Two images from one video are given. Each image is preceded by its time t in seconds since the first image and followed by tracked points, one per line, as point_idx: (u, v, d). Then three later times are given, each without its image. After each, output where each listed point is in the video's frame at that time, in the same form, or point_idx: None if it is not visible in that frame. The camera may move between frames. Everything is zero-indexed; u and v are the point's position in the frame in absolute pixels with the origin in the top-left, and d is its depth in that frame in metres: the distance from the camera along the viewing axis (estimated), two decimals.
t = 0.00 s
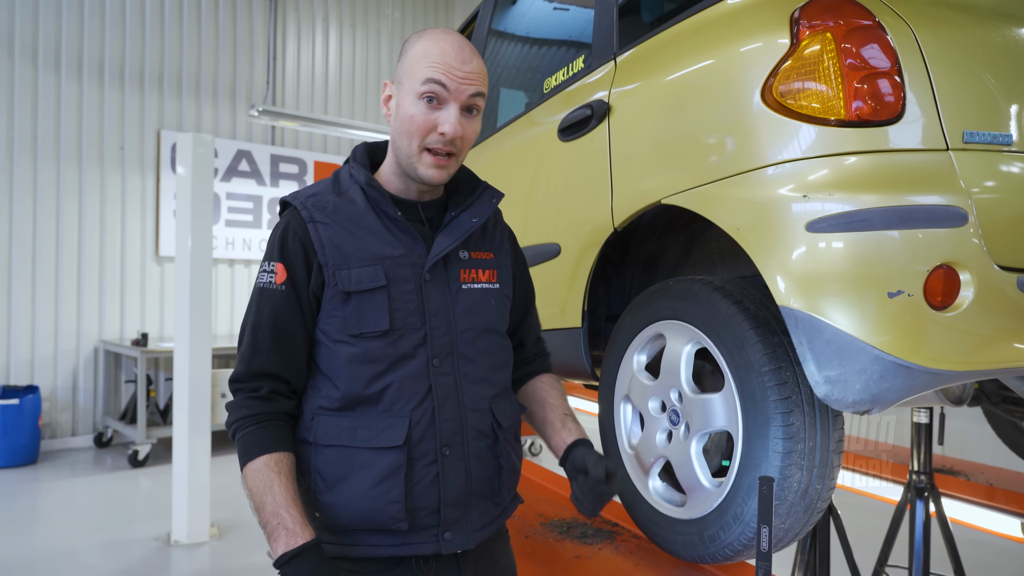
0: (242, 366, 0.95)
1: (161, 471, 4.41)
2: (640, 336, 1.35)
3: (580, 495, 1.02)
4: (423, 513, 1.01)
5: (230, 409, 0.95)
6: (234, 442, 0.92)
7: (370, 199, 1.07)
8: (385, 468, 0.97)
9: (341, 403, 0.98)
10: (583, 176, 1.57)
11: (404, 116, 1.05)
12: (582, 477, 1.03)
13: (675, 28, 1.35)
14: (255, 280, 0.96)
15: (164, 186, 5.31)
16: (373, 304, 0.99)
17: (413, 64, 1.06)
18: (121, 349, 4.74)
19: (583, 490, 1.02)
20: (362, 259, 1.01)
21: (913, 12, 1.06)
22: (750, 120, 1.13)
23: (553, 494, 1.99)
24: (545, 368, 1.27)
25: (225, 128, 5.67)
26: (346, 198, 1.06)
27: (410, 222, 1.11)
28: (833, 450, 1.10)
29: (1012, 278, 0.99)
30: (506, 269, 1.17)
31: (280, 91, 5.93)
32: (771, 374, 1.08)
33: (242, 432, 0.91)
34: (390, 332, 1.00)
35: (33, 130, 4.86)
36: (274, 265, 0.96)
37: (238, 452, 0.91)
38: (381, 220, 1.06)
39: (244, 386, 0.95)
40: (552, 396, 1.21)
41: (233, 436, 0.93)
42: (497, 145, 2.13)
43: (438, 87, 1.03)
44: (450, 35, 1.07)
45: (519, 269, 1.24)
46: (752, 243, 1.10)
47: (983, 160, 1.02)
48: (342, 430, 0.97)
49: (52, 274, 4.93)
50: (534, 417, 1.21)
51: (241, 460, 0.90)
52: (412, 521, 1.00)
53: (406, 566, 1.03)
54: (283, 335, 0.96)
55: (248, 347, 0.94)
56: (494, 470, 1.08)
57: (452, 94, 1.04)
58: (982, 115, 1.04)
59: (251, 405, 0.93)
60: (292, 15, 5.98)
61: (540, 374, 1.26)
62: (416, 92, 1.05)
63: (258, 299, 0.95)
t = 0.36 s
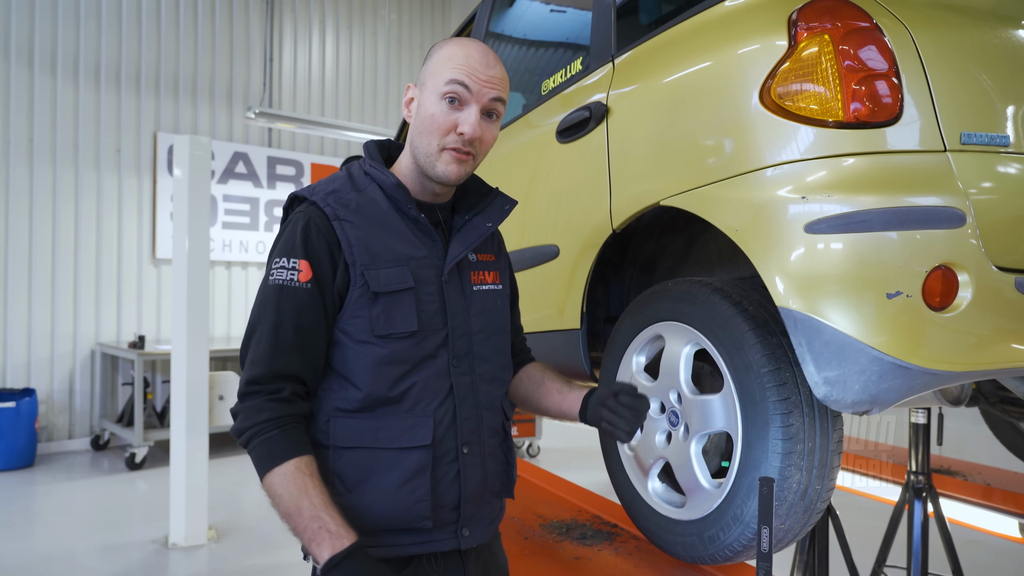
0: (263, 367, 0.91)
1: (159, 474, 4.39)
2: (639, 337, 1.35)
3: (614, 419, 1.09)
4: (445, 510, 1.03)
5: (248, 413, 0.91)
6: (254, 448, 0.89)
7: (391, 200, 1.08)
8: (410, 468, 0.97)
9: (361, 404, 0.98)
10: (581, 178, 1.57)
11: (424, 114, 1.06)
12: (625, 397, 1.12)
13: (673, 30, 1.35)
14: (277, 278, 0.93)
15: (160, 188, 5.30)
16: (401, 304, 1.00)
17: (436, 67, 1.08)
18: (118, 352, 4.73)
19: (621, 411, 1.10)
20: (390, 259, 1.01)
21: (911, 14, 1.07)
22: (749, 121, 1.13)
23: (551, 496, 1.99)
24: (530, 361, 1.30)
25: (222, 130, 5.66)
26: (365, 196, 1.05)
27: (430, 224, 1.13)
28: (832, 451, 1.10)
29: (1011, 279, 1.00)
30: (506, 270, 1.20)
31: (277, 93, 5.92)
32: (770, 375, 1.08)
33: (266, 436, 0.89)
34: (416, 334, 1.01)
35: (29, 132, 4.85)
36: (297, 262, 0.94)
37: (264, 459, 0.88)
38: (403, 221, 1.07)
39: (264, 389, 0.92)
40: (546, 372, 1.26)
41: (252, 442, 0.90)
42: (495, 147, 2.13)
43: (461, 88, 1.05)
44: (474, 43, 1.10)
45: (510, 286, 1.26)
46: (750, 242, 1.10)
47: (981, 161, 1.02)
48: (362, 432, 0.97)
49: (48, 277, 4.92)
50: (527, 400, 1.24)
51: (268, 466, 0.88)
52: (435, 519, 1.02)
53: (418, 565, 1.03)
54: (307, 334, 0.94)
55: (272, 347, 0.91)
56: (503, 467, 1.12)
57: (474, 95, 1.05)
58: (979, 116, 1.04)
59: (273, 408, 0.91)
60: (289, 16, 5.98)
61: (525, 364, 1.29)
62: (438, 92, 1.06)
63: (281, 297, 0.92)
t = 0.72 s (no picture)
0: (271, 376, 0.91)
1: (158, 476, 4.39)
2: (641, 339, 1.35)
3: (565, 499, 1.12)
4: (448, 514, 1.04)
5: (258, 425, 0.90)
6: (268, 461, 0.88)
7: (390, 203, 1.07)
8: (416, 474, 0.98)
9: (366, 410, 0.97)
10: (582, 180, 1.57)
11: (416, 117, 1.06)
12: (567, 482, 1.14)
13: (673, 32, 1.35)
14: (280, 285, 0.92)
15: (160, 191, 5.30)
16: (406, 308, 1.00)
17: (427, 67, 1.07)
18: (117, 354, 4.73)
19: (570, 494, 1.12)
20: (394, 264, 1.01)
21: (912, 16, 1.07)
22: (750, 123, 1.13)
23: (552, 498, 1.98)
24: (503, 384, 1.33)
25: (221, 132, 5.66)
26: (366, 199, 1.04)
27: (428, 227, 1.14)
28: (834, 451, 1.10)
29: (1012, 280, 1.00)
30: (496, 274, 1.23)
31: (276, 95, 5.93)
32: (773, 377, 1.08)
33: (281, 448, 0.88)
34: (420, 338, 1.01)
35: (28, 135, 4.85)
36: (302, 267, 0.93)
37: (278, 471, 0.87)
38: (404, 224, 1.07)
39: (275, 399, 0.91)
40: (512, 404, 1.28)
41: (265, 455, 0.89)
42: (495, 150, 2.13)
43: (451, 89, 1.05)
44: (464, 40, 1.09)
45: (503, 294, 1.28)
46: (752, 245, 1.10)
47: (982, 162, 1.02)
48: (367, 438, 0.97)
49: (48, 280, 4.92)
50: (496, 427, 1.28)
51: (285, 477, 0.87)
52: (439, 523, 1.03)
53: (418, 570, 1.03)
54: (313, 340, 0.94)
55: (280, 356, 0.90)
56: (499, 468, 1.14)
57: (466, 96, 1.05)
58: (980, 117, 1.04)
59: (284, 418, 0.90)
60: (288, 19, 5.99)
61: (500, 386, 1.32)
62: (429, 94, 1.06)
63: (285, 304, 0.92)
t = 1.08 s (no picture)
0: (259, 387, 0.90)
1: (157, 480, 4.38)
2: (642, 342, 1.35)
3: (592, 450, 1.12)
4: (436, 520, 1.05)
5: (243, 438, 0.89)
6: (253, 474, 0.88)
7: (382, 210, 1.06)
8: (407, 482, 0.99)
9: (356, 420, 0.98)
10: (581, 183, 1.57)
11: (403, 123, 1.06)
12: (593, 434, 1.14)
13: (673, 36, 1.36)
14: (269, 294, 0.91)
15: (159, 194, 5.30)
16: (398, 318, 1.00)
17: (415, 74, 1.08)
18: (116, 358, 4.72)
19: (597, 445, 1.13)
20: (385, 274, 1.00)
21: (911, 20, 1.07)
22: (749, 126, 1.14)
23: (553, 501, 1.98)
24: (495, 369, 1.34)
25: (220, 135, 5.66)
26: (356, 205, 1.04)
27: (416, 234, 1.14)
28: (836, 453, 1.10)
29: (1013, 282, 1.00)
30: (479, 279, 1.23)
31: (275, 98, 5.93)
32: (774, 380, 1.08)
33: (267, 462, 0.88)
34: (411, 348, 1.01)
35: (27, 138, 4.85)
36: (292, 277, 0.92)
37: (265, 486, 0.88)
38: (394, 232, 1.07)
39: (262, 411, 0.91)
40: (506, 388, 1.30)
41: (250, 468, 0.89)
42: (494, 153, 2.13)
43: (439, 96, 1.05)
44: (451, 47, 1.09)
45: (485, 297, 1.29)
46: (754, 249, 1.10)
47: (982, 165, 1.03)
48: (356, 449, 0.97)
49: (47, 283, 4.91)
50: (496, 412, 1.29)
51: (271, 491, 0.88)
52: (428, 529, 1.04)
53: None
54: (303, 352, 0.93)
55: (269, 367, 0.90)
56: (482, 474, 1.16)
57: (454, 102, 1.05)
58: (979, 120, 1.05)
59: (271, 432, 0.89)
60: (287, 22, 6.00)
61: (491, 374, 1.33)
62: (417, 100, 1.06)
63: (274, 314, 0.91)
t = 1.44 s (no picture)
0: (248, 390, 0.90)
1: (159, 478, 4.39)
2: (645, 340, 1.35)
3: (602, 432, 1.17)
4: (426, 520, 1.05)
5: (236, 440, 0.89)
6: (247, 476, 0.89)
7: (365, 209, 1.06)
8: (396, 482, 0.99)
9: (344, 420, 0.98)
10: (583, 182, 1.57)
11: (414, 135, 1.04)
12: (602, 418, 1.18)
13: (676, 35, 1.35)
14: (256, 296, 0.91)
15: (161, 193, 5.30)
16: (384, 318, 1.00)
17: (428, 85, 1.04)
18: (118, 357, 4.73)
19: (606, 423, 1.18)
20: (372, 274, 1.00)
21: (915, 17, 1.07)
22: (752, 125, 1.13)
23: (556, 499, 1.98)
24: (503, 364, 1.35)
25: (222, 134, 5.66)
26: (342, 205, 1.04)
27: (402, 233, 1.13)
28: (840, 451, 1.10)
29: (1017, 281, 1.00)
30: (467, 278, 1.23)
31: (277, 98, 5.93)
32: (777, 378, 1.08)
33: (259, 463, 0.88)
34: (399, 348, 1.01)
35: (30, 137, 4.86)
36: (279, 279, 0.93)
37: (260, 486, 0.88)
38: (380, 232, 1.07)
39: (253, 412, 0.91)
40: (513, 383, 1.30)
41: (244, 470, 0.89)
42: (496, 152, 2.13)
43: (457, 114, 1.04)
44: (459, 59, 1.07)
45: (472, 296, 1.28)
46: (757, 248, 1.10)
47: (986, 163, 1.02)
48: (345, 449, 0.98)
49: (49, 283, 4.92)
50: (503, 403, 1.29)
51: (266, 492, 0.88)
52: (418, 529, 1.04)
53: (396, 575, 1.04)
54: (289, 353, 0.93)
55: (257, 369, 0.90)
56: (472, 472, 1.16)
57: (469, 121, 1.06)
58: (983, 118, 1.04)
59: (264, 433, 0.89)
60: (289, 21, 6.00)
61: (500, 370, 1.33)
62: (432, 115, 1.04)
63: (261, 316, 0.91)
